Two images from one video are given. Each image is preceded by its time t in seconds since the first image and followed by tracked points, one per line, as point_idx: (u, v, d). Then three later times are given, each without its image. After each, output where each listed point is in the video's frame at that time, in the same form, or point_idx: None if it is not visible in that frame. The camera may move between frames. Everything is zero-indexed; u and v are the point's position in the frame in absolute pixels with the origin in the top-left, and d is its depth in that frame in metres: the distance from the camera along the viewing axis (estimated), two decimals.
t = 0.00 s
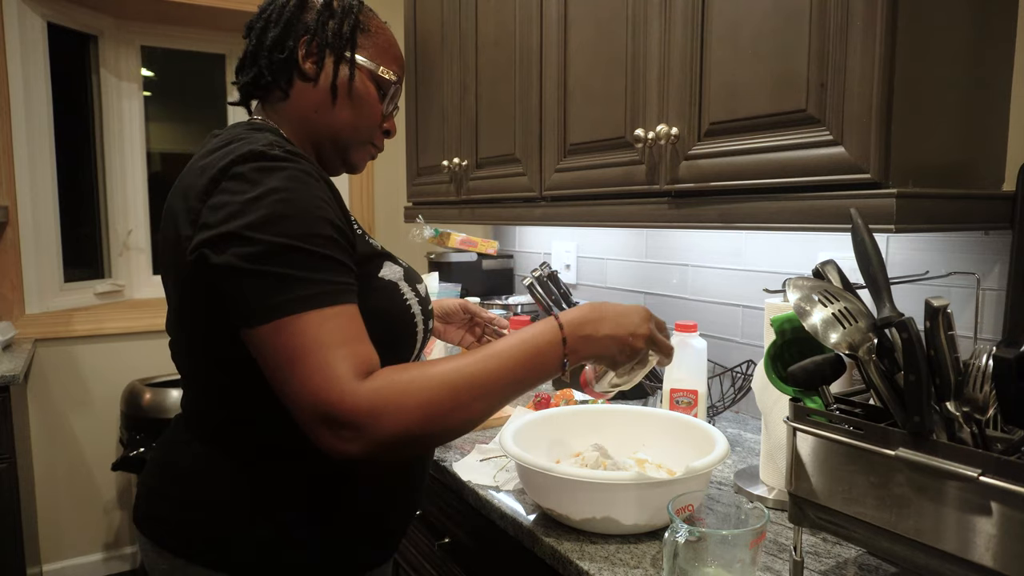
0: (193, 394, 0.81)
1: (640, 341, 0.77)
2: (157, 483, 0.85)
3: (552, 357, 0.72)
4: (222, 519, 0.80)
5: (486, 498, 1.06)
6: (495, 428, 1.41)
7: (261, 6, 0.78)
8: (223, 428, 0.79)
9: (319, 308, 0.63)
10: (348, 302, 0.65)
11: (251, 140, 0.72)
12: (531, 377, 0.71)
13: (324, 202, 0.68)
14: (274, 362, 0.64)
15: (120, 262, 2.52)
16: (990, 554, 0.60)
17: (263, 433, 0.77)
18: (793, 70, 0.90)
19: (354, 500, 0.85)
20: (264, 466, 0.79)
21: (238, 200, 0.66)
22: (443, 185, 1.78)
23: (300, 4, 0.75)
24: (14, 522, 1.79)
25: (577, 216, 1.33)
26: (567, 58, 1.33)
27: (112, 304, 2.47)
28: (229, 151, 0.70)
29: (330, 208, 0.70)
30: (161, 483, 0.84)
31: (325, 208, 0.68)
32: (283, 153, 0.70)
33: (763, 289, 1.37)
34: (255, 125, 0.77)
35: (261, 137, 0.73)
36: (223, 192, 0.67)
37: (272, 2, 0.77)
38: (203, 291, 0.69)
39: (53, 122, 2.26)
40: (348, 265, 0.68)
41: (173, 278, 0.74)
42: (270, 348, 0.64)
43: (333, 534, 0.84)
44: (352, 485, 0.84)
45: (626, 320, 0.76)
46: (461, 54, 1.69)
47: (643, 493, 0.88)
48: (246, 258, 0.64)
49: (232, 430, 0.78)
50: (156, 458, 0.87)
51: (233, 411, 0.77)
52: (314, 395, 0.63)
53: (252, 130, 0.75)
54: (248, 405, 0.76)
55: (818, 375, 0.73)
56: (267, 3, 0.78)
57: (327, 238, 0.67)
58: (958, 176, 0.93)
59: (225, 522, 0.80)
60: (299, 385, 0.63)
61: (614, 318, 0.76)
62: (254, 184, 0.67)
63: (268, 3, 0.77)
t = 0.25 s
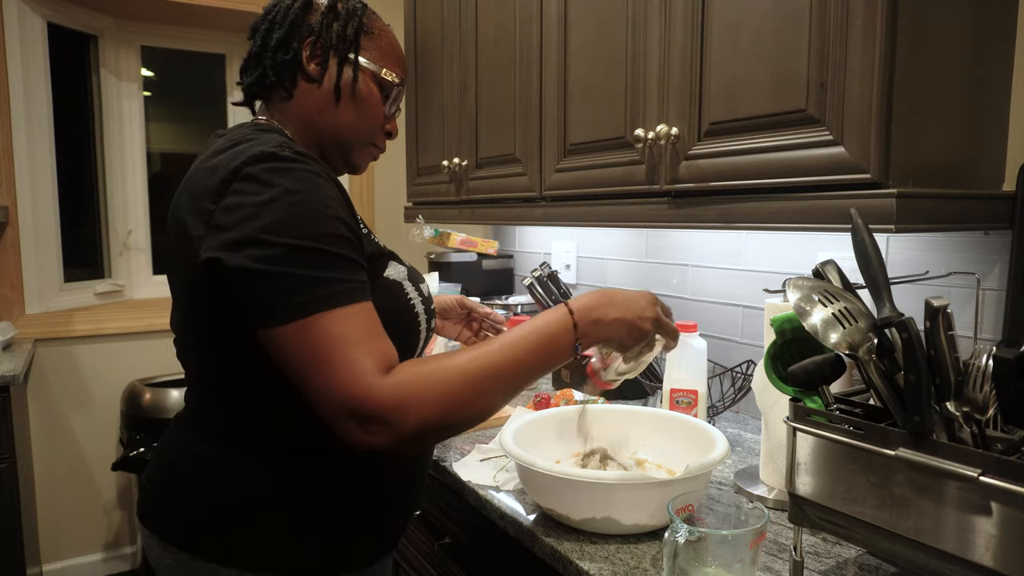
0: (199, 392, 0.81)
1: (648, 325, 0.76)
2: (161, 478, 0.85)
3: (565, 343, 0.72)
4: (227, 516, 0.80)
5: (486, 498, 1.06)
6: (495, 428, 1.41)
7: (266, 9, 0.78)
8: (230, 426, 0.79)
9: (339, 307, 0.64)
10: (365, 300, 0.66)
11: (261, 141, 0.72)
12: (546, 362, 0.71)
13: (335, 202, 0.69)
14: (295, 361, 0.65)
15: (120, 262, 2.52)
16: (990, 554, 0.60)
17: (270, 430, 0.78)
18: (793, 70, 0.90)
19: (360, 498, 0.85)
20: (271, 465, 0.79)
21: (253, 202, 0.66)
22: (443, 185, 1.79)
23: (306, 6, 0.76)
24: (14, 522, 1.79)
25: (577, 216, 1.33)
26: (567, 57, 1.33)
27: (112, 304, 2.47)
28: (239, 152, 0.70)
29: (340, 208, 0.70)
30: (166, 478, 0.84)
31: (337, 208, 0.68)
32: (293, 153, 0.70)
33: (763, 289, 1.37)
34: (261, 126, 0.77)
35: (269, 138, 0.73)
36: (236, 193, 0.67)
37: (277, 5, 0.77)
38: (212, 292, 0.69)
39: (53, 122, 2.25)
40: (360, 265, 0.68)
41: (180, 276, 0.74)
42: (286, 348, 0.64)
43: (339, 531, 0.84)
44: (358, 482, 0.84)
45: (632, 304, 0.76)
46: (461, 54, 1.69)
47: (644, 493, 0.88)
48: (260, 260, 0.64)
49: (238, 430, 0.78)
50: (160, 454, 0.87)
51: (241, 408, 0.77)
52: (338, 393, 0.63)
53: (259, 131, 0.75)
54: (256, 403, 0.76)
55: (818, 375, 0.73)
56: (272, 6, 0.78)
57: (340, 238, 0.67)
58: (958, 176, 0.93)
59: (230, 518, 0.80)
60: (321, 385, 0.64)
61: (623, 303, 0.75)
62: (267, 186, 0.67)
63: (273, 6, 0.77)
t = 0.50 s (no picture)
0: (203, 390, 0.81)
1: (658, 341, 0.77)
2: (165, 476, 0.85)
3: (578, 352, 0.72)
4: (232, 514, 0.80)
5: (486, 498, 1.06)
6: (495, 428, 1.41)
7: (269, 11, 0.78)
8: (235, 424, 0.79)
9: (352, 307, 0.64)
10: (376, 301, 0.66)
11: (266, 142, 0.72)
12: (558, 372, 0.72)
13: (343, 202, 0.69)
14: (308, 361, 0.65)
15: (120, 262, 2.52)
16: (990, 554, 0.60)
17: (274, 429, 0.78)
18: (792, 69, 0.91)
19: (365, 497, 0.85)
20: (276, 465, 0.79)
21: (261, 203, 0.66)
22: (443, 185, 1.79)
23: (308, 7, 0.76)
24: (14, 522, 1.79)
25: (577, 216, 1.33)
26: (567, 58, 1.33)
27: (112, 304, 2.47)
28: (246, 153, 0.70)
29: (347, 208, 0.70)
30: (170, 476, 0.84)
31: (343, 208, 0.68)
32: (299, 154, 0.70)
33: (763, 289, 1.37)
34: (266, 127, 0.77)
35: (274, 138, 0.73)
36: (244, 194, 0.67)
37: (280, 7, 0.77)
38: (217, 293, 0.70)
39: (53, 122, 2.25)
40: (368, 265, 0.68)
41: (184, 274, 0.74)
42: (298, 347, 0.65)
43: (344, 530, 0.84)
44: (362, 481, 0.84)
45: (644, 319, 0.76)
46: (461, 54, 1.69)
47: (645, 492, 0.88)
48: (270, 261, 0.64)
49: (243, 428, 0.78)
50: (164, 451, 0.87)
51: (245, 407, 0.77)
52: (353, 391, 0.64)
53: (265, 132, 0.75)
54: (261, 401, 0.77)
55: (818, 375, 0.73)
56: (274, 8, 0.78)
57: (348, 238, 0.67)
58: (958, 176, 0.93)
59: (235, 516, 0.80)
60: (336, 384, 0.64)
61: (635, 316, 0.76)
62: (275, 187, 0.67)
63: (276, 8, 0.77)
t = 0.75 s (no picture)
0: (207, 388, 0.81)
1: (647, 362, 0.75)
2: (169, 471, 0.85)
3: (558, 372, 0.71)
4: (233, 511, 0.80)
5: (486, 498, 1.06)
6: (495, 428, 1.41)
7: (274, 12, 0.78)
8: (238, 422, 0.79)
9: (340, 311, 0.64)
10: (364, 306, 0.66)
11: (268, 143, 0.72)
12: (533, 390, 0.71)
13: (339, 206, 0.69)
14: (294, 364, 0.65)
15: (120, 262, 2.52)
16: (990, 554, 0.60)
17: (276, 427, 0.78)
18: (792, 69, 0.91)
19: (364, 497, 0.85)
20: (274, 465, 0.79)
21: (257, 204, 0.66)
22: (443, 185, 1.79)
23: (313, 9, 0.75)
24: (14, 522, 1.79)
25: (577, 216, 1.33)
26: (567, 58, 1.33)
27: (112, 304, 2.47)
28: (246, 153, 0.70)
29: (344, 211, 0.70)
30: (174, 472, 0.84)
31: (340, 212, 0.69)
32: (299, 155, 0.70)
33: (763, 289, 1.37)
34: (271, 128, 0.77)
35: (276, 139, 0.73)
36: (242, 193, 0.67)
37: (284, 8, 0.77)
38: (217, 291, 0.70)
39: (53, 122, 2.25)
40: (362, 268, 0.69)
41: (187, 271, 0.74)
42: (285, 348, 0.65)
43: (343, 529, 0.84)
44: (362, 481, 0.84)
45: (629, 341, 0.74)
46: (461, 54, 1.69)
47: (645, 492, 0.88)
48: (264, 263, 0.64)
49: (246, 426, 0.78)
50: (168, 447, 0.88)
51: (248, 405, 0.77)
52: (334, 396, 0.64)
53: (268, 134, 0.75)
54: (263, 399, 0.77)
55: (818, 375, 0.73)
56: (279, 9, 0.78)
57: (343, 242, 0.67)
58: (958, 176, 0.93)
59: (236, 513, 0.80)
60: (320, 386, 0.64)
61: (625, 336, 0.74)
62: (271, 189, 0.67)
63: (280, 10, 0.77)
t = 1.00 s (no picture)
0: (207, 386, 0.81)
1: (632, 368, 0.74)
2: (170, 470, 0.85)
3: (542, 376, 0.71)
4: (232, 510, 0.80)
5: (486, 498, 1.06)
6: (495, 429, 1.41)
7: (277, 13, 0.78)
8: (237, 421, 0.79)
9: (326, 313, 0.64)
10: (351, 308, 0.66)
11: (263, 143, 0.72)
12: (519, 395, 0.70)
13: (330, 207, 0.69)
14: (280, 364, 0.65)
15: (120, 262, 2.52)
16: (990, 554, 0.60)
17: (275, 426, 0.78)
18: (792, 69, 0.91)
19: (361, 497, 0.85)
20: (267, 465, 0.79)
21: (248, 203, 0.66)
22: (443, 185, 1.79)
23: (316, 9, 0.75)
24: (15, 522, 1.79)
25: (577, 216, 1.33)
26: (567, 57, 1.33)
27: (112, 304, 2.47)
28: (240, 153, 0.70)
29: (335, 212, 0.70)
30: (174, 471, 0.84)
31: (332, 213, 0.69)
32: (293, 155, 0.70)
33: (763, 289, 1.37)
34: (272, 127, 0.77)
35: (273, 139, 0.73)
36: (234, 193, 0.67)
37: (287, 8, 0.77)
38: (213, 290, 0.69)
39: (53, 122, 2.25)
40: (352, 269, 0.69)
41: (187, 270, 0.74)
42: (273, 349, 0.65)
43: (340, 529, 0.84)
44: (360, 480, 0.84)
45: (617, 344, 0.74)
46: (461, 54, 1.69)
47: (645, 492, 0.88)
48: (254, 263, 0.64)
49: (245, 425, 0.78)
50: (169, 445, 0.88)
51: (246, 404, 0.77)
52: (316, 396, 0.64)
53: (267, 134, 0.75)
54: (262, 397, 0.77)
55: (818, 375, 0.73)
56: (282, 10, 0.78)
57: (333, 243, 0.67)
58: (958, 176, 0.93)
59: (234, 512, 0.80)
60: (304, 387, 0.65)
61: (613, 339, 0.73)
62: (262, 188, 0.67)
63: (283, 10, 0.77)
